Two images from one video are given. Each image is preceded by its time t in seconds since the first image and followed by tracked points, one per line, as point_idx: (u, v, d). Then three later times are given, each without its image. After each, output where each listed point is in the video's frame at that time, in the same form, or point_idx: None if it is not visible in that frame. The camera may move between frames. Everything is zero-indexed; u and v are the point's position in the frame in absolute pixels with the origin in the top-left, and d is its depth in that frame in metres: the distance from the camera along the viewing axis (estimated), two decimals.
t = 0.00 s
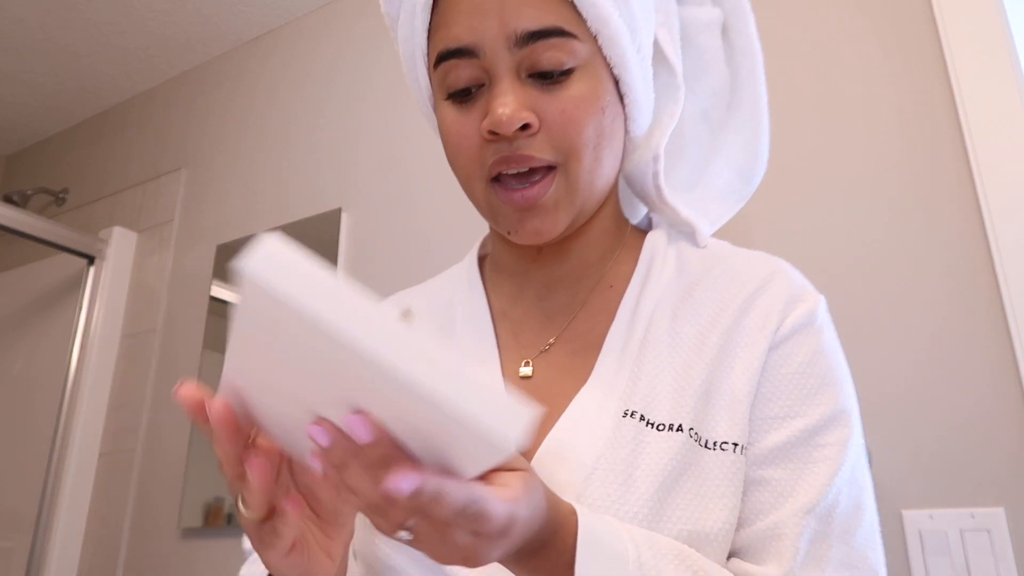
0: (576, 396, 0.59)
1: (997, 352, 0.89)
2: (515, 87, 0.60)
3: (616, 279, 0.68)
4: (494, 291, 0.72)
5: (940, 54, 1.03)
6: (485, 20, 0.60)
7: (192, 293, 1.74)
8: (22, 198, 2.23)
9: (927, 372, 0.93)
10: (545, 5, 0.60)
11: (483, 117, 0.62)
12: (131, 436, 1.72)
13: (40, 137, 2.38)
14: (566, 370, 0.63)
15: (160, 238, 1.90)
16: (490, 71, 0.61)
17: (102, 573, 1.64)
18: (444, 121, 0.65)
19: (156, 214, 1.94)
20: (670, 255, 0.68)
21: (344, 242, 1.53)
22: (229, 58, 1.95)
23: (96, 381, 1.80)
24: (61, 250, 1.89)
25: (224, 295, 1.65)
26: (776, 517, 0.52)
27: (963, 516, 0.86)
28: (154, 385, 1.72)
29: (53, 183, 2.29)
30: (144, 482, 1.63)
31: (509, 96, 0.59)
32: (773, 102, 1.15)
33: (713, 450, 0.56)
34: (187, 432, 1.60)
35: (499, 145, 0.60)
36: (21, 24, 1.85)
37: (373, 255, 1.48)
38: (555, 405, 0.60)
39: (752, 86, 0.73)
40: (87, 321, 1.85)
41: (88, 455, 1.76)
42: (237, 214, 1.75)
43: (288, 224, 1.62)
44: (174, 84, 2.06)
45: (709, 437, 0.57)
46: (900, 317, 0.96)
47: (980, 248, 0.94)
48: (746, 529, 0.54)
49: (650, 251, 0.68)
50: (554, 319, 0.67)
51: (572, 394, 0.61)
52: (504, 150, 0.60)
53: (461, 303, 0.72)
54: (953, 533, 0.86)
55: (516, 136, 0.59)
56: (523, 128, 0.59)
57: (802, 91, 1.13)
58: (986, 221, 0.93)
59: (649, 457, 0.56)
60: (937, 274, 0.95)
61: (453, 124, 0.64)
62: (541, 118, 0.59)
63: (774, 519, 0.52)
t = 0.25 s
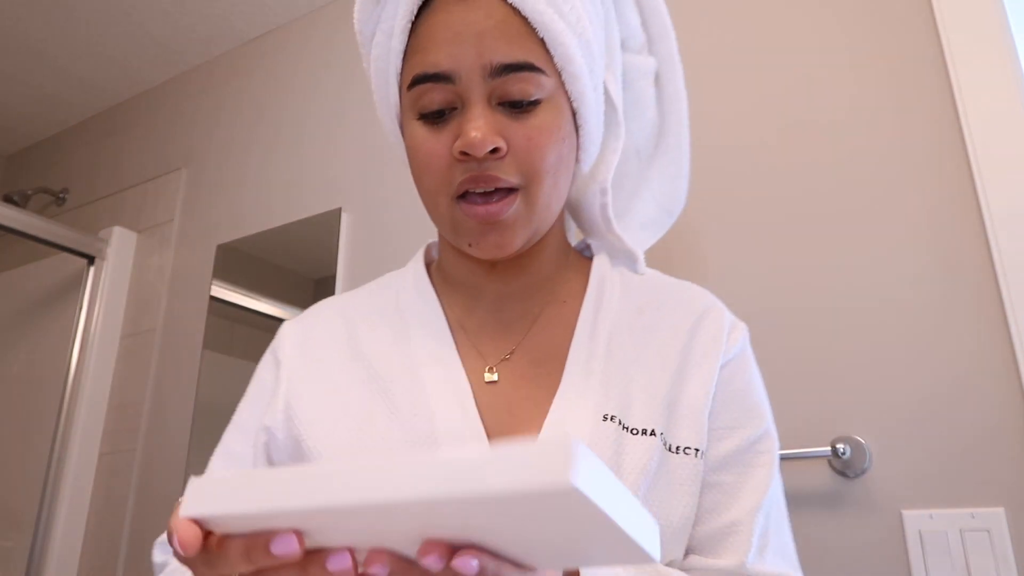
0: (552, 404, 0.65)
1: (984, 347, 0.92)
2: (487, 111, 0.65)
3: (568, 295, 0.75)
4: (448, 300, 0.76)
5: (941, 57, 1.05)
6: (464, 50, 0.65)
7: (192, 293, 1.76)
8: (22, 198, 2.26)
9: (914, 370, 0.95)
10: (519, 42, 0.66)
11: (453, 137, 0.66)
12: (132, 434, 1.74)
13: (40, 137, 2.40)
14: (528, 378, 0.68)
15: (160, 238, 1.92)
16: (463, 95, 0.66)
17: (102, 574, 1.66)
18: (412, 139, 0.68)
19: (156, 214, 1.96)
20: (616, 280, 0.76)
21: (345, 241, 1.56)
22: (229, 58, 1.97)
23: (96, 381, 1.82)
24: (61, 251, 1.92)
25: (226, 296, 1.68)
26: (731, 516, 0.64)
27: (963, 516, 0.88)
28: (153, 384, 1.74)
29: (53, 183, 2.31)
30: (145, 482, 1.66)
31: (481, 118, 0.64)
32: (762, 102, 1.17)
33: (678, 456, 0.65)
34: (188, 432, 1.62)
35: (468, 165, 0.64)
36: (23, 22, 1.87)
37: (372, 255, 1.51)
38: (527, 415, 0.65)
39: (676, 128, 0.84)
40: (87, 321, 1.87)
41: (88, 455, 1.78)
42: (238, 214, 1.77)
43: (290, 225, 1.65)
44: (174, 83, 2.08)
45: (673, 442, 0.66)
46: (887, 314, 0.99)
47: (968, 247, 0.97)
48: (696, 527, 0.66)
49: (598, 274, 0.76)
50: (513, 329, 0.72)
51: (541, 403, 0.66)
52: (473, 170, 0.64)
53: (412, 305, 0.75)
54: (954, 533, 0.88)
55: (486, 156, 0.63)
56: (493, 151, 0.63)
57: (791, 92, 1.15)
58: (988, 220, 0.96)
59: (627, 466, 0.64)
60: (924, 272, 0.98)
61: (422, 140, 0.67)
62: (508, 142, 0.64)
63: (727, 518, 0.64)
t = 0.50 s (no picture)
0: (537, 406, 0.67)
1: (982, 347, 0.94)
2: (474, 132, 0.66)
3: (536, 301, 0.78)
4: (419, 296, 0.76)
5: (942, 60, 1.06)
6: (454, 71, 0.66)
7: (193, 292, 1.77)
8: (22, 198, 2.27)
9: (912, 371, 0.97)
10: (508, 66, 0.68)
11: (441, 154, 0.67)
12: (133, 432, 1.76)
13: (39, 136, 2.42)
14: (507, 378, 0.70)
15: (159, 238, 1.93)
16: (451, 114, 0.67)
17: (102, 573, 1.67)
18: (397, 152, 0.69)
19: (155, 214, 1.97)
20: (580, 289, 0.79)
21: (345, 241, 1.57)
22: (229, 59, 1.99)
23: (96, 381, 1.83)
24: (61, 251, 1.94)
25: (226, 296, 1.68)
26: (694, 511, 0.70)
27: (964, 516, 0.89)
28: (153, 382, 1.76)
29: (53, 183, 2.33)
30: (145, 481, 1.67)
31: (468, 138, 0.66)
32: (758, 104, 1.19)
33: (650, 456, 0.69)
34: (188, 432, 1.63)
35: (455, 183, 0.66)
36: (23, 23, 1.88)
37: (374, 256, 1.52)
38: (510, 416, 0.67)
39: (631, 144, 0.93)
40: (87, 321, 1.89)
41: (88, 454, 1.79)
42: (237, 214, 1.79)
43: (291, 225, 1.66)
44: (174, 84, 2.10)
45: (644, 441, 0.70)
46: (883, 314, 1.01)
47: (966, 248, 0.98)
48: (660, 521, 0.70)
49: (564, 281, 0.80)
50: (486, 331, 0.74)
51: (522, 404, 0.68)
52: (459, 188, 0.66)
53: (385, 300, 0.75)
54: (954, 534, 0.89)
55: (472, 175, 0.65)
56: (480, 171, 0.65)
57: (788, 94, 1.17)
58: (988, 221, 0.97)
59: (609, 464, 0.66)
60: (921, 273, 1.00)
61: (408, 155, 0.68)
62: (494, 163, 0.66)
63: (691, 512, 0.69)
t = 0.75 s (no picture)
0: (537, 409, 0.67)
1: (982, 347, 0.94)
2: (473, 136, 0.67)
3: (537, 303, 0.78)
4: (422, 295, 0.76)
5: (942, 61, 1.07)
6: (453, 76, 0.67)
7: (193, 292, 1.77)
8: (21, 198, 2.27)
9: (911, 371, 0.97)
10: (507, 71, 0.69)
11: (439, 158, 0.67)
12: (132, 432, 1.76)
13: (39, 136, 2.42)
14: (508, 380, 0.70)
15: (159, 238, 1.93)
16: (450, 119, 0.67)
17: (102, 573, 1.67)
18: (396, 156, 0.70)
19: (155, 214, 1.97)
20: (579, 293, 0.80)
21: (345, 242, 1.58)
22: (229, 59, 1.99)
23: (96, 381, 1.84)
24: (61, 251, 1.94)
25: (225, 296, 1.68)
26: (691, 515, 0.70)
27: (964, 516, 0.90)
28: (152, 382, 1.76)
29: (53, 183, 2.33)
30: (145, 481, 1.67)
31: (467, 142, 0.66)
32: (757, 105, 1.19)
33: (648, 460, 0.70)
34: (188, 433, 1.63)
35: (453, 187, 0.66)
36: (23, 23, 1.88)
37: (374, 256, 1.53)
38: (510, 417, 0.67)
39: (635, 146, 0.93)
40: (87, 321, 1.89)
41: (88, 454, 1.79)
42: (238, 214, 1.79)
43: (291, 224, 1.66)
44: (174, 84, 2.10)
45: (643, 445, 0.71)
46: (883, 314, 1.01)
47: (965, 248, 0.99)
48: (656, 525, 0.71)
49: (564, 284, 0.80)
50: (486, 333, 0.74)
51: (523, 406, 0.68)
52: (458, 192, 0.66)
53: (387, 301, 0.76)
54: (954, 533, 0.90)
55: (470, 179, 0.65)
56: (478, 175, 0.66)
57: (788, 95, 1.17)
58: (988, 221, 0.97)
59: (608, 466, 0.66)
60: (920, 274, 1.00)
61: (406, 159, 0.69)
62: (492, 167, 0.67)
63: (687, 516, 0.70)
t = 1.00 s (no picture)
0: (538, 412, 0.67)
1: (982, 346, 0.94)
2: (478, 138, 0.67)
3: (538, 305, 0.78)
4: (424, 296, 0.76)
5: (943, 61, 1.07)
6: (459, 78, 0.67)
7: (193, 292, 1.77)
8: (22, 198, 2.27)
9: (912, 371, 0.97)
10: (512, 73, 0.69)
11: (445, 160, 0.67)
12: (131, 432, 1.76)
13: (39, 137, 2.42)
14: (509, 381, 0.70)
15: (160, 237, 1.93)
16: (456, 120, 0.67)
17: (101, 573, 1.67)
18: (401, 157, 0.70)
19: (155, 213, 1.97)
20: (581, 295, 0.80)
21: (345, 242, 1.58)
22: (229, 59, 1.99)
23: (96, 381, 1.84)
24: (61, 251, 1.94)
25: (225, 296, 1.69)
26: (692, 517, 0.70)
27: (964, 516, 0.90)
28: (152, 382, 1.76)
29: (53, 183, 2.33)
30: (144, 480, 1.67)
31: (472, 144, 0.66)
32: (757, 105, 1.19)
33: (648, 462, 0.70)
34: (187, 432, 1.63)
35: (458, 188, 0.66)
36: (22, 23, 1.88)
37: (374, 256, 1.53)
38: (512, 419, 0.67)
39: (637, 146, 0.93)
40: (87, 321, 1.89)
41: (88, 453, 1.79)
42: (238, 214, 1.79)
43: (291, 224, 1.66)
44: (174, 84, 2.10)
45: (644, 446, 0.71)
46: (883, 315, 1.01)
47: (965, 248, 0.99)
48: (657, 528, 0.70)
49: (567, 286, 0.80)
50: (489, 334, 0.74)
51: (524, 407, 0.68)
52: (463, 193, 0.66)
53: (390, 300, 0.76)
54: (954, 533, 0.90)
55: (475, 181, 0.66)
56: (483, 177, 0.66)
57: (789, 95, 1.17)
58: (989, 221, 0.97)
59: (608, 467, 0.66)
60: (920, 274, 1.00)
61: (412, 160, 0.69)
62: (497, 169, 0.67)
63: (688, 519, 0.70)
